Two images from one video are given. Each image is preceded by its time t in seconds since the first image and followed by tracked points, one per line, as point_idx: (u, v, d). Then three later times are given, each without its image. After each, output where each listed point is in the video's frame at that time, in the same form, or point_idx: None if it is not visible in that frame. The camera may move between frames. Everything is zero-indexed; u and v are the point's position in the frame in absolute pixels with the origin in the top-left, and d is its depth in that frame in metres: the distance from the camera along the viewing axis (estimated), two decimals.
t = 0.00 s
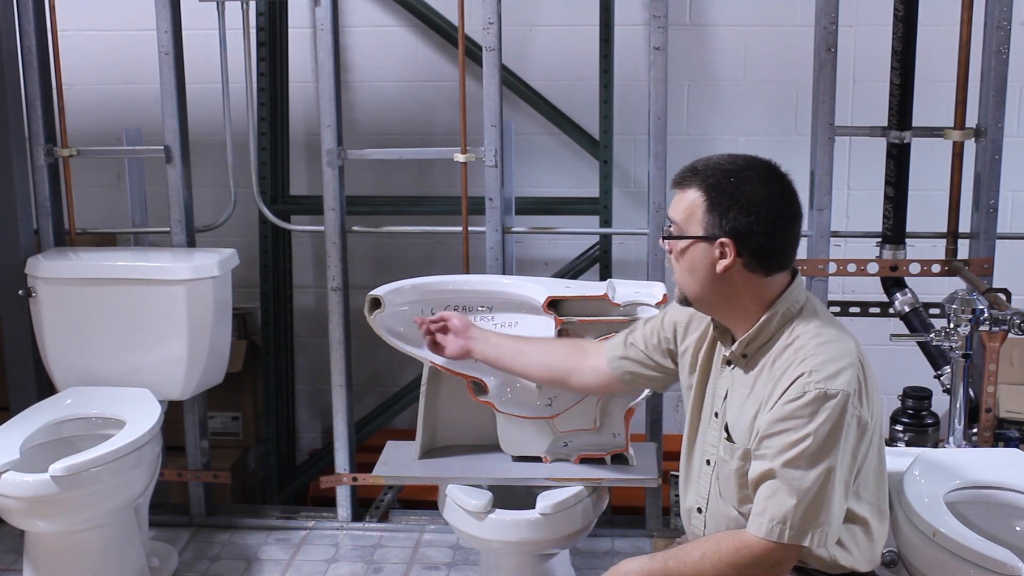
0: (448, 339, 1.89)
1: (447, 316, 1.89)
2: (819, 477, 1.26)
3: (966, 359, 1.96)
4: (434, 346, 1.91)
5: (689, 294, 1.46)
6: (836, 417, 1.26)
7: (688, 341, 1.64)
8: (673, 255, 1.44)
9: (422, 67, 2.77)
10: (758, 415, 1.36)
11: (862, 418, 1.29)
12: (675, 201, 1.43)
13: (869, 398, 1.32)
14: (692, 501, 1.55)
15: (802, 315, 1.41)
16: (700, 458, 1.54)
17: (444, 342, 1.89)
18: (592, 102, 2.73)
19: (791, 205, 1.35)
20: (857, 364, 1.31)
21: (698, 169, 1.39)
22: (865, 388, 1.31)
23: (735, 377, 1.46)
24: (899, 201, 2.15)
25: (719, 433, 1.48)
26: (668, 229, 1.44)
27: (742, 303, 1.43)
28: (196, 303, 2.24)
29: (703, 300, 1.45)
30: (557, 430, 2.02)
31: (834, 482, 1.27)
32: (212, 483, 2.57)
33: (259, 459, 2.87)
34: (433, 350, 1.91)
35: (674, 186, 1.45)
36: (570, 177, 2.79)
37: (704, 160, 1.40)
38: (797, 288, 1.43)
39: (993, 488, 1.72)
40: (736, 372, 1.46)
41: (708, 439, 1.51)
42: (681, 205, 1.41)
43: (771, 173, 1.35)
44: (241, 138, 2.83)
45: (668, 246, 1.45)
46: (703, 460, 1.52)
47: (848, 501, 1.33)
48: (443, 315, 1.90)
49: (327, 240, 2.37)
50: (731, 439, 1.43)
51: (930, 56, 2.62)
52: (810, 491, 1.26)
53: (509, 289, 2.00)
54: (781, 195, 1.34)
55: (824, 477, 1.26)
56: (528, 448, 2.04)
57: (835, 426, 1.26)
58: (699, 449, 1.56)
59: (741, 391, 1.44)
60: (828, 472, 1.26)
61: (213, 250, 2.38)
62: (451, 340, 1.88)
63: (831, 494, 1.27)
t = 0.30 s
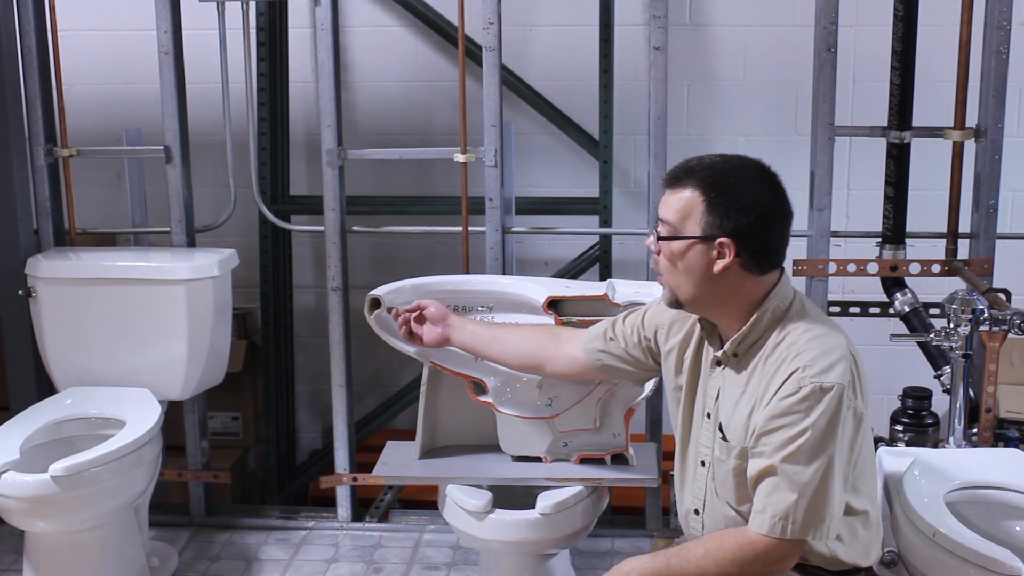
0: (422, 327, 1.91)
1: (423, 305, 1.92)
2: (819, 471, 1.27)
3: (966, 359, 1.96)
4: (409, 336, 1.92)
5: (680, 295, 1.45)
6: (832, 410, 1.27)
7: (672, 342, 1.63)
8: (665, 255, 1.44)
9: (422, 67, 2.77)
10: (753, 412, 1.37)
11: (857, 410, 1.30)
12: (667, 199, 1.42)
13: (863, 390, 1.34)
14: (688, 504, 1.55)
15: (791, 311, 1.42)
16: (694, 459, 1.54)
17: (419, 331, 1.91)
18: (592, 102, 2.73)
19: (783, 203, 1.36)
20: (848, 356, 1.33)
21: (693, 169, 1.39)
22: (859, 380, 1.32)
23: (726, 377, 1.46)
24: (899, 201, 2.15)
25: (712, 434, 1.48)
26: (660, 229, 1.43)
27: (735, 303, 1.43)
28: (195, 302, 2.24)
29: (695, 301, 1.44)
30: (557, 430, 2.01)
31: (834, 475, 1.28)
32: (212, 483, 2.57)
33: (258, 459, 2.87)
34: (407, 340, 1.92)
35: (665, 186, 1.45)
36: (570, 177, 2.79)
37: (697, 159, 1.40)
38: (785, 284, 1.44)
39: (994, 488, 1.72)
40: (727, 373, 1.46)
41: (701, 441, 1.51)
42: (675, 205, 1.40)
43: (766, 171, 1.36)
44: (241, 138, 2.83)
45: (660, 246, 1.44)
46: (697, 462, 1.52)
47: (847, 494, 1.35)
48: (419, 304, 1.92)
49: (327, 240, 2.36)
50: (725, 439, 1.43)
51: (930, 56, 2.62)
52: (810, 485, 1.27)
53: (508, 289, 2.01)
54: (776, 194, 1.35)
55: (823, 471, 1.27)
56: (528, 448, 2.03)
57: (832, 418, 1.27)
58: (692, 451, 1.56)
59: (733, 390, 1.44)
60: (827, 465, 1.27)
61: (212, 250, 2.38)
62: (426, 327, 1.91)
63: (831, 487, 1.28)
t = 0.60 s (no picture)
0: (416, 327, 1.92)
1: (419, 305, 1.93)
2: (819, 460, 1.27)
3: (966, 360, 1.96)
4: (403, 334, 1.93)
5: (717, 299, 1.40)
6: (830, 398, 1.28)
7: (665, 344, 1.63)
8: (707, 261, 1.37)
9: (422, 67, 2.77)
10: (753, 407, 1.38)
11: (855, 399, 1.31)
12: (689, 202, 1.35)
13: (860, 379, 1.34)
14: (688, 505, 1.55)
15: (786, 305, 1.42)
16: (692, 460, 1.54)
17: (414, 330, 1.92)
18: (592, 102, 2.73)
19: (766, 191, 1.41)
20: (844, 346, 1.33)
21: (712, 170, 1.35)
22: (856, 369, 1.32)
23: (724, 375, 1.47)
24: (899, 201, 2.15)
25: (711, 433, 1.48)
26: (695, 235, 1.36)
27: (752, 298, 1.42)
28: (195, 302, 2.24)
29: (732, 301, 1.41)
30: (557, 430, 2.01)
31: (834, 464, 1.28)
32: (212, 483, 2.57)
33: (258, 459, 2.87)
34: (401, 338, 1.93)
35: (676, 193, 1.37)
36: (570, 177, 2.79)
37: (694, 163, 1.37)
38: (778, 278, 1.45)
39: (994, 487, 1.73)
40: (724, 373, 1.46)
41: (699, 440, 1.51)
42: (710, 208, 1.34)
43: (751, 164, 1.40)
44: (241, 137, 2.83)
45: (697, 253, 1.37)
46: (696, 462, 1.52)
47: (847, 486, 1.35)
48: (416, 303, 1.94)
49: (327, 240, 2.36)
50: (725, 436, 1.44)
51: (930, 56, 2.62)
52: (811, 474, 1.27)
53: (508, 289, 2.01)
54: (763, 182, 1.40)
55: (823, 460, 1.28)
56: (528, 448, 2.03)
57: (830, 407, 1.28)
58: (690, 451, 1.56)
59: (731, 387, 1.44)
60: (827, 454, 1.27)
61: (212, 250, 2.38)
62: (420, 327, 1.92)
63: (832, 476, 1.28)
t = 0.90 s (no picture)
0: (411, 332, 1.91)
1: (412, 311, 1.92)
2: (821, 459, 1.27)
3: (966, 359, 1.96)
4: (397, 340, 1.91)
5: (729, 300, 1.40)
6: (832, 398, 1.28)
7: (664, 347, 1.63)
8: (721, 261, 1.37)
9: (422, 68, 2.77)
10: (754, 407, 1.38)
11: (857, 398, 1.31)
12: (699, 202, 1.36)
13: (862, 378, 1.34)
14: (690, 506, 1.55)
15: (786, 306, 1.42)
16: (693, 461, 1.54)
17: (408, 335, 1.91)
18: (592, 102, 2.73)
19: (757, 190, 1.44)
20: (844, 346, 1.33)
21: (718, 171, 1.36)
22: (857, 368, 1.32)
23: (724, 377, 1.46)
24: (899, 201, 2.14)
25: (713, 434, 1.48)
26: (708, 236, 1.36)
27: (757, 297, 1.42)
28: (195, 302, 2.24)
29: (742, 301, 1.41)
30: (557, 429, 2.01)
31: (836, 462, 1.28)
32: (212, 483, 2.57)
33: (258, 459, 2.87)
34: (395, 343, 1.92)
35: (685, 194, 1.37)
36: (570, 177, 2.79)
37: (699, 165, 1.37)
38: (777, 279, 1.45)
39: (994, 487, 1.73)
40: (725, 374, 1.46)
41: (701, 442, 1.51)
42: (721, 208, 1.35)
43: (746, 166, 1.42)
44: (241, 137, 2.83)
45: (710, 253, 1.37)
46: (697, 464, 1.52)
47: (849, 485, 1.35)
48: (408, 307, 1.92)
49: (327, 240, 2.36)
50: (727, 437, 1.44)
51: (930, 56, 2.62)
52: (813, 473, 1.27)
53: (507, 289, 2.01)
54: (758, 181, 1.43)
55: (826, 459, 1.28)
56: (528, 448, 2.03)
57: (832, 406, 1.28)
58: (691, 452, 1.56)
59: (732, 389, 1.44)
60: (829, 452, 1.27)
61: (212, 250, 2.38)
62: (415, 332, 1.91)
63: (834, 474, 1.28)
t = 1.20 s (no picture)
0: (411, 330, 1.91)
1: (413, 309, 1.92)
2: (819, 457, 1.27)
3: (966, 359, 1.96)
4: (397, 336, 1.91)
5: (729, 299, 1.39)
6: (830, 396, 1.28)
7: (663, 347, 1.63)
8: (719, 261, 1.37)
9: (422, 68, 2.77)
10: (752, 406, 1.38)
11: (854, 396, 1.31)
12: (698, 203, 1.36)
13: (859, 376, 1.34)
14: (689, 505, 1.55)
15: (784, 305, 1.42)
16: (693, 461, 1.54)
17: (409, 333, 1.91)
18: (592, 102, 2.73)
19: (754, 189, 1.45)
20: (842, 344, 1.33)
21: (717, 171, 1.36)
22: (854, 367, 1.32)
23: (722, 376, 1.46)
24: (899, 201, 2.14)
25: (712, 433, 1.48)
26: (706, 236, 1.36)
27: (756, 297, 1.42)
28: (195, 302, 2.24)
29: (742, 300, 1.41)
30: (558, 430, 2.01)
31: (835, 460, 1.28)
32: (212, 483, 2.57)
33: (258, 459, 2.87)
34: (395, 340, 1.91)
35: (683, 194, 1.37)
36: (570, 177, 2.80)
37: (697, 166, 1.37)
38: (776, 279, 1.45)
39: (994, 487, 1.73)
40: (723, 373, 1.46)
41: (700, 441, 1.51)
42: (719, 207, 1.35)
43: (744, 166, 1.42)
44: (241, 137, 2.83)
45: (709, 253, 1.37)
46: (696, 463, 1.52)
47: (848, 483, 1.35)
48: (410, 305, 1.93)
49: (327, 240, 2.36)
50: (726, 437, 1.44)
51: (929, 56, 2.62)
52: (812, 471, 1.27)
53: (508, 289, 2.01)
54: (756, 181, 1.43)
55: (824, 457, 1.28)
56: (529, 448, 2.04)
57: (830, 404, 1.28)
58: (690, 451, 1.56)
59: (731, 388, 1.44)
60: (827, 450, 1.27)
61: (212, 250, 2.37)
62: (416, 330, 1.91)
63: (832, 472, 1.28)
